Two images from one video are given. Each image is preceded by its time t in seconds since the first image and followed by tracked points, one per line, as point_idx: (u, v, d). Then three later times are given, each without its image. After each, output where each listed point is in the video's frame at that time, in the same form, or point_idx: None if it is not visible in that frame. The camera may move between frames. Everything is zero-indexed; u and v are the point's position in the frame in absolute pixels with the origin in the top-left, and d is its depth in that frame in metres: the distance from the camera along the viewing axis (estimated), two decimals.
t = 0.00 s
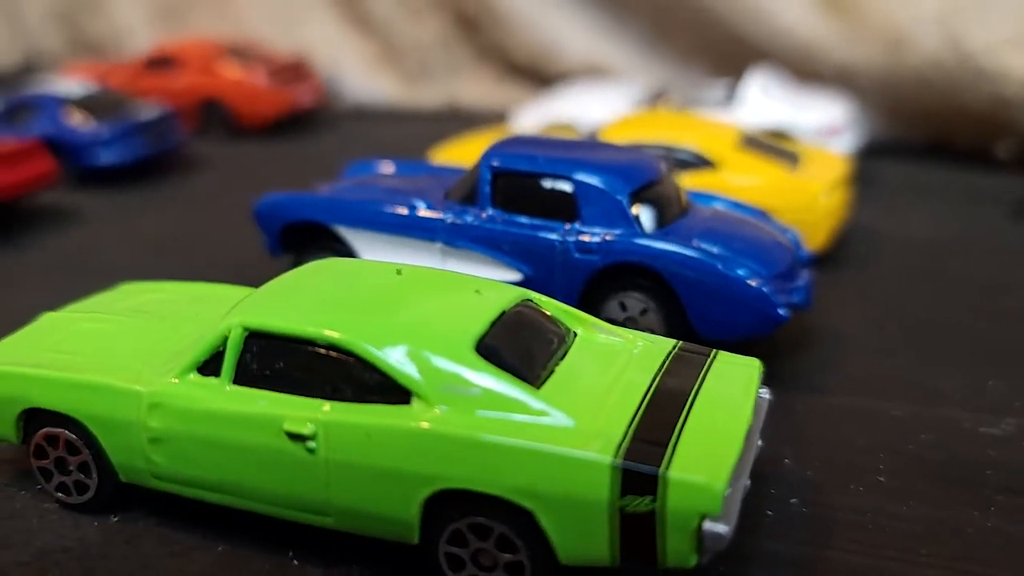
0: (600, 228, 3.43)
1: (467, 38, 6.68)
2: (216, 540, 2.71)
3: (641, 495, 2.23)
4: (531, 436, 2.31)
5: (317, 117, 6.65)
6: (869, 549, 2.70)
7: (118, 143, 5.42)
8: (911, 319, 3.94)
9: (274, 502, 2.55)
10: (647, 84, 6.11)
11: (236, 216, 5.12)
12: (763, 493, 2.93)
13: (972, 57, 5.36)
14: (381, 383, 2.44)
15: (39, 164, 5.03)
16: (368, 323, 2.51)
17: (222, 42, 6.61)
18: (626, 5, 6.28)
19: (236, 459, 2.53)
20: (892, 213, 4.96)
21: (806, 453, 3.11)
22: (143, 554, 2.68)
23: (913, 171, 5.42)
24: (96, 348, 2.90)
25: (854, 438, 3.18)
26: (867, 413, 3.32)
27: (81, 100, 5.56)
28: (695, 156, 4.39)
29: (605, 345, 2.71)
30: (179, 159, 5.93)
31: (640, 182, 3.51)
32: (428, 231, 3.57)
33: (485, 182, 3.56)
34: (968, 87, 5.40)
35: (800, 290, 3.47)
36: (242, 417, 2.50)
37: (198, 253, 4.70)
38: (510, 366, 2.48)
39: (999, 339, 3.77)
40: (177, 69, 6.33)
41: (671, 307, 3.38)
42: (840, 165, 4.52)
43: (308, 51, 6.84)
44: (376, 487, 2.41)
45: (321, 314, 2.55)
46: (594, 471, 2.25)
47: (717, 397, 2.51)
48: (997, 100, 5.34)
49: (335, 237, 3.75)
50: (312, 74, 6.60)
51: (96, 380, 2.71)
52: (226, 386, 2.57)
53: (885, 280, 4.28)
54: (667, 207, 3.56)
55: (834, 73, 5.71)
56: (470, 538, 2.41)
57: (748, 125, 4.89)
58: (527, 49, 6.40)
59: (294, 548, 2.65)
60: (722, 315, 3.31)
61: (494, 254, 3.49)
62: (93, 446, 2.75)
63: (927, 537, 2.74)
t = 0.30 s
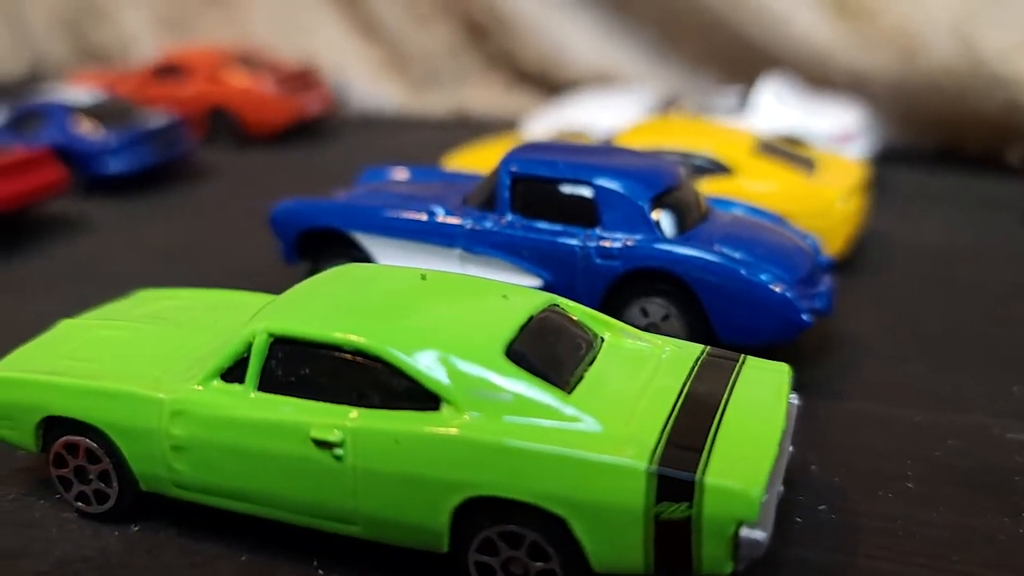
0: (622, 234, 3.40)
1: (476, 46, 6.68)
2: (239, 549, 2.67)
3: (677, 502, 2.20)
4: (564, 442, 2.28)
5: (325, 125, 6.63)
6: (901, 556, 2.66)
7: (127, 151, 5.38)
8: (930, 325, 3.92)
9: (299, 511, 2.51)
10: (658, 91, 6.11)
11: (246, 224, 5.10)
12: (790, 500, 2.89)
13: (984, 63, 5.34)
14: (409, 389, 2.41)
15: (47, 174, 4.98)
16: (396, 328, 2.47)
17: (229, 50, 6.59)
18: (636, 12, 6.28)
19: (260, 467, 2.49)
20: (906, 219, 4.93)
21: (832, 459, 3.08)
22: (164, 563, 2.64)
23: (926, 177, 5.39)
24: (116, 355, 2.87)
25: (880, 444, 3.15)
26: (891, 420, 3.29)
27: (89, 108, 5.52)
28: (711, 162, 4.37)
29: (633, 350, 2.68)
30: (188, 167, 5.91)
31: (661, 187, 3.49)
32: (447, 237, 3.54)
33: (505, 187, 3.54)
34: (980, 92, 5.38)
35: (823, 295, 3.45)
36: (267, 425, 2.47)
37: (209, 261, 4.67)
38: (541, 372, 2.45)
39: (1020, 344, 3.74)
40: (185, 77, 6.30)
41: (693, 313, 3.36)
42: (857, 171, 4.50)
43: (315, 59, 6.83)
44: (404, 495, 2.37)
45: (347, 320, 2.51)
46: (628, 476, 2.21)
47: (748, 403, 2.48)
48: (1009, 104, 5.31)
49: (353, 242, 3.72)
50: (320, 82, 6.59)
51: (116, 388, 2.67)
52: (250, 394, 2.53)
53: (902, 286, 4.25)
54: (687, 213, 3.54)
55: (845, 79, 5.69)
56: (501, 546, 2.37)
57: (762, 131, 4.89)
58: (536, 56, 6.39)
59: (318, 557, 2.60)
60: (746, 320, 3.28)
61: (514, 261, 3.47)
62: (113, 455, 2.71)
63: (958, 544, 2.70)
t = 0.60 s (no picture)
0: (659, 233, 3.39)
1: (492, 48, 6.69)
2: (284, 551, 2.63)
3: (738, 499, 2.18)
4: (623, 440, 2.25)
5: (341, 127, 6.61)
6: (951, 556, 2.65)
7: (145, 152, 5.37)
8: (962, 325, 3.91)
9: (348, 511, 2.48)
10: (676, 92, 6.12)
11: (268, 226, 5.07)
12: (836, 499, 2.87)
13: (1005, 65, 5.35)
14: (462, 387, 2.39)
15: (65, 175, 4.92)
16: (448, 326, 2.45)
17: (244, 53, 6.57)
18: (653, 15, 6.29)
19: (310, 467, 2.46)
20: (930, 219, 4.92)
21: (874, 459, 3.06)
22: (209, 565, 2.60)
23: (947, 177, 5.39)
24: (155, 355, 2.83)
25: (921, 443, 3.14)
26: (930, 419, 3.27)
27: (107, 109, 5.50)
28: (738, 163, 4.37)
29: (682, 348, 2.66)
30: (205, 169, 5.88)
31: (697, 188, 3.48)
32: (482, 237, 3.53)
33: (540, 186, 3.53)
34: (1001, 93, 5.38)
35: (860, 295, 3.44)
36: (317, 425, 2.43)
37: (232, 262, 4.64)
38: (596, 370, 2.42)
39: None
40: (201, 80, 6.29)
41: (733, 312, 3.35)
42: (883, 172, 4.49)
43: (330, 62, 6.82)
44: (459, 493, 2.34)
45: (397, 318, 2.48)
46: (689, 475, 2.19)
47: (803, 399, 2.46)
48: None
49: (384, 242, 3.69)
50: (336, 84, 6.57)
51: (159, 388, 2.64)
52: (298, 394, 2.50)
53: (931, 287, 4.24)
54: (723, 212, 3.53)
55: (865, 81, 5.70)
56: (557, 545, 2.35)
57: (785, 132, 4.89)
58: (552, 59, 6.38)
59: (366, 559, 2.57)
60: (785, 319, 3.27)
61: (551, 261, 3.45)
62: (156, 455, 2.68)
63: (1008, 543, 2.68)
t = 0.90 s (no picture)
0: (692, 240, 3.38)
1: (506, 53, 6.70)
2: (323, 561, 2.60)
3: (793, 509, 2.16)
4: (675, 449, 2.24)
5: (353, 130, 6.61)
6: (996, 566, 2.63)
7: (160, 155, 5.34)
8: (990, 332, 3.89)
9: (392, 521, 2.45)
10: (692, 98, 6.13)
11: (286, 229, 5.05)
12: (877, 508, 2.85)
13: None
14: (510, 395, 2.36)
15: (79, 177, 4.85)
16: (494, 334, 2.42)
17: (257, 55, 6.56)
18: (668, 19, 6.31)
19: (354, 476, 2.43)
20: (951, 224, 4.92)
21: (912, 468, 3.04)
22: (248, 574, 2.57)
23: (965, 182, 5.39)
24: (190, 361, 2.79)
25: (957, 452, 3.12)
26: (965, 427, 3.26)
27: (121, 111, 5.47)
28: (762, 169, 4.36)
29: (726, 356, 2.64)
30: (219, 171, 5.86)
31: (729, 194, 3.46)
32: (512, 242, 3.49)
33: (571, 192, 3.50)
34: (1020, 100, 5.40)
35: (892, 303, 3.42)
36: (362, 434, 2.40)
37: (251, 266, 4.60)
38: (644, 378, 2.41)
39: None
40: (214, 82, 6.26)
41: (766, 319, 3.34)
42: (906, 180, 4.49)
43: (343, 65, 6.81)
44: (508, 503, 2.32)
45: (442, 325, 2.45)
46: (743, 485, 2.17)
47: (851, 408, 2.45)
48: None
49: (412, 246, 3.66)
50: (349, 87, 6.56)
51: (197, 394, 2.60)
52: (341, 402, 2.47)
53: (956, 294, 4.23)
54: (755, 219, 3.51)
55: (882, 87, 5.73)
56: (607, 555, 2.34)
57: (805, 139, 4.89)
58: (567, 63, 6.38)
59: (407, 569, 2.54)
60: (819, 327, 3.25)
61: (582, 267, 3.42)
62: (193, 463, 2.63)
63: None
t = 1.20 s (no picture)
0: (728, 244, 3.36)
1: (518, 56, 6.69)
2: (368, 570, 2.56)
3: (854, 514, 2.13)
4: (733, 455, 2.21)
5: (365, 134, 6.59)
6: None
7: (175, 158, 5.30)
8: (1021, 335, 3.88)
9: (441, 528, 2.42)
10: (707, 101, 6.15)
11: (304, 233, 5.01)
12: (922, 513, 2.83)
13: None
14: (563, 401, 2.34)
15: (99, 180, 4.81)
16: (546, 339, 2.40)
17: (269, 58, 6.55)
18: (681, 23, 6.32)
19: (403, 482, 2.40)
20: (973, 226, 4.91)
21: (953, 473, 3.03)
22: None
23: (984, 183, 5.40)
24: (230, 366, 2.76)
25: (997, 456, 3.11)
26: (1003, 431, 3.25)
27: (136, 114, 5.44)
28: (788, 173, 4.35)
29: (775, 360, 2.63)
30: (233, 174, 5.83)
31: (763, 198, 3.45)
32: (545, 246, 3.49)
33: (604, 196, 3.49)
34: None
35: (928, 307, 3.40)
36: (412, 440, 2.37)
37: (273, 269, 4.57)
38: (697, 383, 2.39)
39: None
40: (227, 85, 6.23)
41: (802, 323, 3.33)
42: (930, 184, 4.48)
43: (356, 68, 6.79)
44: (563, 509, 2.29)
45: (493, 330, 2.43)
46: (804, 491, 2.15)
47: (903, 413, 2.43)
48: None
49: (443, 249, 3.63)
50: (362, 90, 6.54)
51: (241, 400, 2.56)
52: (389, 407, 2.43)
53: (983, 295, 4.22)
54: (788, 223, 3.50)
55: (898, 90, 5.76)
56: (663, 563, 2.32)
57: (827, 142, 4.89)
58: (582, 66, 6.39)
59: None
60: (856, 331, 3.24)
61: (617, 271, 3.42)
62: (236, 470, 2.59)
63: None
